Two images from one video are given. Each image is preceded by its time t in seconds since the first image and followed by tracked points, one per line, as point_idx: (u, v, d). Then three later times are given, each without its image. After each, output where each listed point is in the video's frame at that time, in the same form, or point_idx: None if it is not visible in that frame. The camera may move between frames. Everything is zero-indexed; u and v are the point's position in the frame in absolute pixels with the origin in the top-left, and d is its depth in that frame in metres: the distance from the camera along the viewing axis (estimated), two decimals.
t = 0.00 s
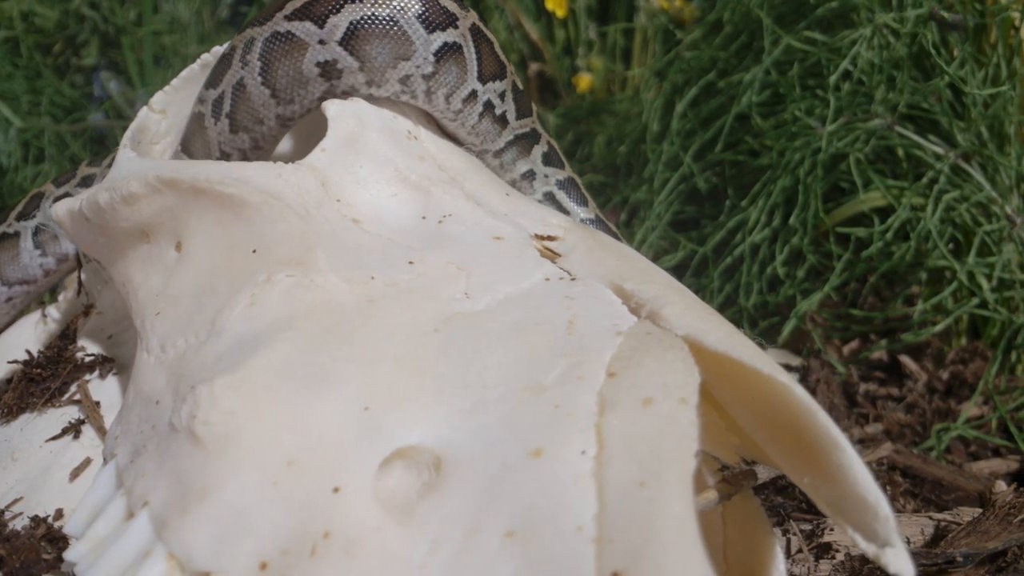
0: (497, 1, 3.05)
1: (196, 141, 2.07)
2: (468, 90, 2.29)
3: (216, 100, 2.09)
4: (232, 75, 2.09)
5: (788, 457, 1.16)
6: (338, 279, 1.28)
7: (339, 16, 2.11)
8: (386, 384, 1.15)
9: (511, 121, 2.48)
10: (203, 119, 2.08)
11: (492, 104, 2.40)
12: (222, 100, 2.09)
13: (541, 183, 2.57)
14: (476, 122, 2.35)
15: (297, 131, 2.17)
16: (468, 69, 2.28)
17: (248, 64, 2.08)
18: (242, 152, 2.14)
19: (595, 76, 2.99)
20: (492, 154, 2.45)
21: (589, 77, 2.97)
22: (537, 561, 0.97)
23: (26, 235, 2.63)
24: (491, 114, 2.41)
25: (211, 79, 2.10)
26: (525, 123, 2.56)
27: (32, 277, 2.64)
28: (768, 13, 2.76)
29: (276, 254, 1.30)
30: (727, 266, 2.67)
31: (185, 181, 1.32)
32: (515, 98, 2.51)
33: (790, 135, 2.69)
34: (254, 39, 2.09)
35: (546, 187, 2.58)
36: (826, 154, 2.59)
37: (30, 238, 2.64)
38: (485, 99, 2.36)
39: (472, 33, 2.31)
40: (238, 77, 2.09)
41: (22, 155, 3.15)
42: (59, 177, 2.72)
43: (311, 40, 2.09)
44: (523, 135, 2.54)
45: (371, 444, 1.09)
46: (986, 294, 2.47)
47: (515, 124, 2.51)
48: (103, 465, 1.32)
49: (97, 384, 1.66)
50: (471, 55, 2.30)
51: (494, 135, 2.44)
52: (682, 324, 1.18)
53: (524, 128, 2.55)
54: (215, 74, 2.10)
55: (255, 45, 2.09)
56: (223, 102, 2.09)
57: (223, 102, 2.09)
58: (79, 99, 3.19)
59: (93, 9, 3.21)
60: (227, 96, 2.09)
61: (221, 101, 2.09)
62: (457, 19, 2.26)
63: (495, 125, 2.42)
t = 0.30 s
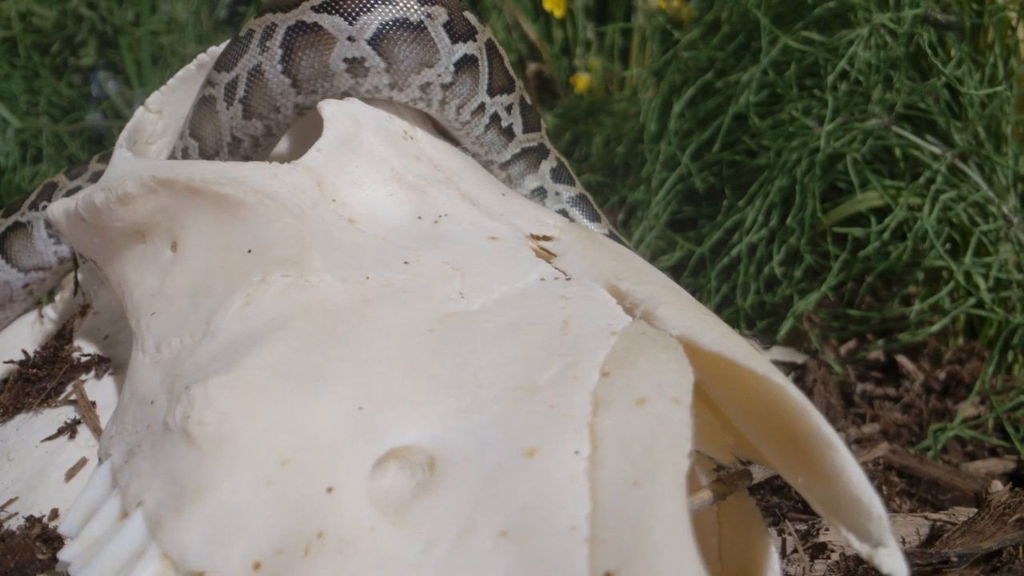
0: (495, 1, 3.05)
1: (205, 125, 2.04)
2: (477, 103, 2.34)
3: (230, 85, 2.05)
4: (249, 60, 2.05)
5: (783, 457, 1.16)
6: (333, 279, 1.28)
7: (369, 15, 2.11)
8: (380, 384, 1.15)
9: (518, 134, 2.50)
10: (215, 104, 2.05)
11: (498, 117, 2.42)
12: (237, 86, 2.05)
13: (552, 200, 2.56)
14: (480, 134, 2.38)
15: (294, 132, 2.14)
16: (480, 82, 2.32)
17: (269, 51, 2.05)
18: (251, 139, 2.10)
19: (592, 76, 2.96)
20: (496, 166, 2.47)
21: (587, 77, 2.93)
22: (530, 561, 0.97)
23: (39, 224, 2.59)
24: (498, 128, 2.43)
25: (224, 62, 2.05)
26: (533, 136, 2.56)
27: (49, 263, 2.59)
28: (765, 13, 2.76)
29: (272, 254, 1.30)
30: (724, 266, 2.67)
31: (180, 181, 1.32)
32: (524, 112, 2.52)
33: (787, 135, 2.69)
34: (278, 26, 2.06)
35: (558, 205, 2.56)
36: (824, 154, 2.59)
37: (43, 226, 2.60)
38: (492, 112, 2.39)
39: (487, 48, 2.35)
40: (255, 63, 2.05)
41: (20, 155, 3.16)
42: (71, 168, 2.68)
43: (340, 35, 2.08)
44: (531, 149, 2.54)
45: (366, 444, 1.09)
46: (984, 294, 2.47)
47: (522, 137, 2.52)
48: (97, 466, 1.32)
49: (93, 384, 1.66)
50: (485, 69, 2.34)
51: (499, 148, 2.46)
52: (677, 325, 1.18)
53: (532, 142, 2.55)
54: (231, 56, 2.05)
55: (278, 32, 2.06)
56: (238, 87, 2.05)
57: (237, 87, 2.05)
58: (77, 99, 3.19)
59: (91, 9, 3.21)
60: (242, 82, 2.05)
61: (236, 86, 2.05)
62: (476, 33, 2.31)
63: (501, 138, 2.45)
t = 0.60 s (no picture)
0: (492, 1, 3.03)
1: (215, 112, 2.07)
2: (482, 116, 2.40)
3: (246, 73, 2.10)
4: (268, 51, 2.09)
5: (776, 457, 1.16)
6: (327, 279, 1.28)
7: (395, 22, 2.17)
8: (373, 384, 1.15)
9: (521, 146, 2.56)
10: (228, 92, 2.09)
11: (501, 128, 2.48)
12: (253, 74, 2.10)
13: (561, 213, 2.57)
14: (484, 143, 2.43)
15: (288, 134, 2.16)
16: (487, 95, 2.39)
17: (290, 44, 2.09)
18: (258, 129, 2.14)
19: (591, 76, 2.96)
20: (501, 176, 2.54)
21: (585, 77, 2.94)
22: (521, 561, 0.96)
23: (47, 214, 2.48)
24: (501, 140, 2.50)
25: (241, 49, 2.09)
26: (536, 149, 2.62)
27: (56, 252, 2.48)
28: (762, 14, 2.76)
29: (266, 253, 1.30)
30: (721, 266, 2.68)
31: (174, 181, 1.32)
32: (527, 124, 2.59)
33: (784, 135, 2.70)
34: (300, 19, 2.10)
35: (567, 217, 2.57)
36: (820, 154, 2.60)
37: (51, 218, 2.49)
38: (496, 124, 2.45)
39: (495, 62, 2.43)
40: (275, 54, 2.09)
41: (17, 155, 3.16)
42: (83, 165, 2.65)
43: (367, 38, 2.13)
44: (535, 161, 2.61)
45: (358, 444, 1.09)
46: (979, 294, 2.48)
47: (525, 149, 2.59)
48: (91, 465, 1.32)
49: (88, 384, 1.66)
50: (493, 82, 2.41)
51: (503, 157, 2.53)
52: (670, 324, 1.18)
53: (536, 154, 2.61)
54: (248, 45, 2.10)
55: (300, 26, 2.10)
56: (254, 76, 2.09)
57: (253, 76, 2.10)
58: (74, 99, 3.20)
59: (88, 9, 3.20)
60: (258, 73, 2.09)
61: (252, 75, 2.10)
62: (487, 49, 2.39)
63: (504, 148, 2.52)
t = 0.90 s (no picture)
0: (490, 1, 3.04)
1: (228, 98, 2.08)
2: (485, 129, 2.45)
3: (268, 59, 2.09)
4: (296, 41, 2.09)
5: (768, 457, 1.16)
6: (320, 279, 1.28)
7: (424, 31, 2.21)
8: (365, 384, 1.15)
9: (526, 160, 2.61)
10: (245, 77, 2.09)
11: (505, 141, 2.53)
12: (276, 62, 2.09)
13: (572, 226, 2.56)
14: (485, 154, 2.49)
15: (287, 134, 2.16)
16: (494, 109, 2.45)
17: (320, 38, 2.08)
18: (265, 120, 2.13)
19: (588, 76, 2.97)
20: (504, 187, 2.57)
21: (582, 77, 2.96)
22: (511, 561, 0.97)
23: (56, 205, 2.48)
24: (504, 151, 2.55)
25: (266, 35, 2.09)
26: (543, 164, 2.65)
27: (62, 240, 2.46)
28: (760, 13, 2.76)
29: (258, 253, 1.30)
30: (717, 266, 2.68)
31: (167, 181, 1.32)
32: (533, 139, 2.63)
33: (780, 135, 2.70)
34: (335, 14, 2.10)
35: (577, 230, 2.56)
36: (817, 154, 2.60)
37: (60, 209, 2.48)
38: (499, 137, 2.51)
39: (504, 78, 2.50)
40: (302, 45, 2.09)
41: (15, 156, 3.16)
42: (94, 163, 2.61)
43: (397, 43, 2.15)
44: (541, 176, 2.64)
45: (349, 444, 1.09)
46: (975, 294, 2.48)
47: (530, 163, 2.62)
48: (85, 465, 1.32)
49: (83, 384, 1.67)
50: (500, 96, 2.47)
51: (506, 169, 2.57)
52: (663, 325, 1.18)
53: (542, 169, 2.64)
54: (273, 31, 2.10)
55: (333, 22, 2.10)
56: (276, 65, 2.09)
57: (276, 64, 2.09)
58: (72, 99, 3.20)
59: (85, 9, 3.21)
60: (282, 62, 2.09)
61: (274, 63, 2.08)
62: (497, 66, 2.47)
63: (507, 160, 2.56)
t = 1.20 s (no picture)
0: (488, 2, 3.03)
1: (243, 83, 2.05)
2: (487, 142, 2.46)
3: (291, 46, 2.06)
4: (324, 34, 2.07)
5: (761, 458, 1.16)
6: (314, 279, 1.28)
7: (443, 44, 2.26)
8: (358, 384, 1.15)
9: (531, 174, 2.60)
10: (263, 63, 2.06)
11: (508, 155, 2.54)
12: (301, 52, 2.06)
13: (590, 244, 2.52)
14: (486, 167, 2.49)
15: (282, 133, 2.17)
16: (496, 123, 2.46)
17: (349, 36, 2.08)
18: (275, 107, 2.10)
19: (585, 76, 2.97)
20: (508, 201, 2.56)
21: (579, 77, 2.96)
22: (502, 562, 0.97)
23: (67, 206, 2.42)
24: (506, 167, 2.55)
25: (293, 24, 2.07)
26: (550, 180, 2.64)
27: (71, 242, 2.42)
28: (756, 14, 2.76)
29: (252, 254, 1.30)
30: (713, 266, 2.69)
31: (161, 181, 1.32)
32: (540, 155, 2.62)
33: (777, 135, 2.70)
34: (367, 15, 2.12)
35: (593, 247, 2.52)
36: (813, 153, 2.61)
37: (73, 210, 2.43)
38: (502, 151, 2.51)
39: (510, 95, 2.50)
40: (328, 38, 2.08)
41: (12, 156, 3.17)
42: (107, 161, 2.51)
43: (421, 53, 2.18)
44: (547, 192, 2.63)
45: (341, 444, 1.09)
46: (971, 295, 2.48)
47: (535, 178, 2.62)
48: (78, 465, 1.32)
49: (77, 384, 1.66)
50: (504, 112, 2.47)
51: (511, 183, 2.58)
52: (656, 325, 1.18)
53: (549, 185, 2.64)
54: (298, 20, 2.07)
55: (363, 22, 2.11)
56: (299, 54, 2.06)
57: (300, 54, 2.06)
58: (69, 99, 3.20)
59: (83, 9, 3.21)
60: (305, 52, 2.06)
61: (297, 52, 2.06)
62: (504, 83, 2.47)
63: (511, 174, 2.57)
